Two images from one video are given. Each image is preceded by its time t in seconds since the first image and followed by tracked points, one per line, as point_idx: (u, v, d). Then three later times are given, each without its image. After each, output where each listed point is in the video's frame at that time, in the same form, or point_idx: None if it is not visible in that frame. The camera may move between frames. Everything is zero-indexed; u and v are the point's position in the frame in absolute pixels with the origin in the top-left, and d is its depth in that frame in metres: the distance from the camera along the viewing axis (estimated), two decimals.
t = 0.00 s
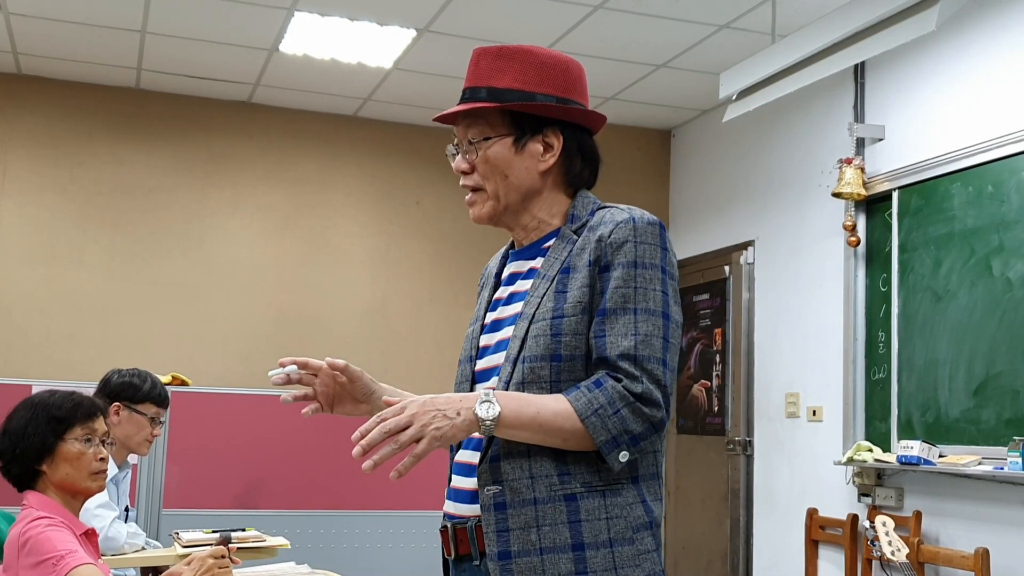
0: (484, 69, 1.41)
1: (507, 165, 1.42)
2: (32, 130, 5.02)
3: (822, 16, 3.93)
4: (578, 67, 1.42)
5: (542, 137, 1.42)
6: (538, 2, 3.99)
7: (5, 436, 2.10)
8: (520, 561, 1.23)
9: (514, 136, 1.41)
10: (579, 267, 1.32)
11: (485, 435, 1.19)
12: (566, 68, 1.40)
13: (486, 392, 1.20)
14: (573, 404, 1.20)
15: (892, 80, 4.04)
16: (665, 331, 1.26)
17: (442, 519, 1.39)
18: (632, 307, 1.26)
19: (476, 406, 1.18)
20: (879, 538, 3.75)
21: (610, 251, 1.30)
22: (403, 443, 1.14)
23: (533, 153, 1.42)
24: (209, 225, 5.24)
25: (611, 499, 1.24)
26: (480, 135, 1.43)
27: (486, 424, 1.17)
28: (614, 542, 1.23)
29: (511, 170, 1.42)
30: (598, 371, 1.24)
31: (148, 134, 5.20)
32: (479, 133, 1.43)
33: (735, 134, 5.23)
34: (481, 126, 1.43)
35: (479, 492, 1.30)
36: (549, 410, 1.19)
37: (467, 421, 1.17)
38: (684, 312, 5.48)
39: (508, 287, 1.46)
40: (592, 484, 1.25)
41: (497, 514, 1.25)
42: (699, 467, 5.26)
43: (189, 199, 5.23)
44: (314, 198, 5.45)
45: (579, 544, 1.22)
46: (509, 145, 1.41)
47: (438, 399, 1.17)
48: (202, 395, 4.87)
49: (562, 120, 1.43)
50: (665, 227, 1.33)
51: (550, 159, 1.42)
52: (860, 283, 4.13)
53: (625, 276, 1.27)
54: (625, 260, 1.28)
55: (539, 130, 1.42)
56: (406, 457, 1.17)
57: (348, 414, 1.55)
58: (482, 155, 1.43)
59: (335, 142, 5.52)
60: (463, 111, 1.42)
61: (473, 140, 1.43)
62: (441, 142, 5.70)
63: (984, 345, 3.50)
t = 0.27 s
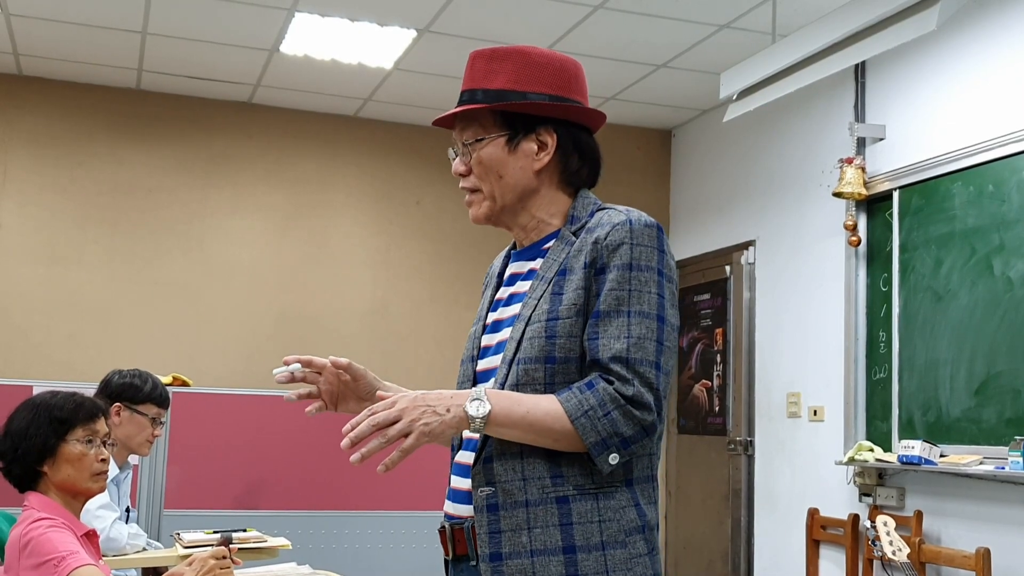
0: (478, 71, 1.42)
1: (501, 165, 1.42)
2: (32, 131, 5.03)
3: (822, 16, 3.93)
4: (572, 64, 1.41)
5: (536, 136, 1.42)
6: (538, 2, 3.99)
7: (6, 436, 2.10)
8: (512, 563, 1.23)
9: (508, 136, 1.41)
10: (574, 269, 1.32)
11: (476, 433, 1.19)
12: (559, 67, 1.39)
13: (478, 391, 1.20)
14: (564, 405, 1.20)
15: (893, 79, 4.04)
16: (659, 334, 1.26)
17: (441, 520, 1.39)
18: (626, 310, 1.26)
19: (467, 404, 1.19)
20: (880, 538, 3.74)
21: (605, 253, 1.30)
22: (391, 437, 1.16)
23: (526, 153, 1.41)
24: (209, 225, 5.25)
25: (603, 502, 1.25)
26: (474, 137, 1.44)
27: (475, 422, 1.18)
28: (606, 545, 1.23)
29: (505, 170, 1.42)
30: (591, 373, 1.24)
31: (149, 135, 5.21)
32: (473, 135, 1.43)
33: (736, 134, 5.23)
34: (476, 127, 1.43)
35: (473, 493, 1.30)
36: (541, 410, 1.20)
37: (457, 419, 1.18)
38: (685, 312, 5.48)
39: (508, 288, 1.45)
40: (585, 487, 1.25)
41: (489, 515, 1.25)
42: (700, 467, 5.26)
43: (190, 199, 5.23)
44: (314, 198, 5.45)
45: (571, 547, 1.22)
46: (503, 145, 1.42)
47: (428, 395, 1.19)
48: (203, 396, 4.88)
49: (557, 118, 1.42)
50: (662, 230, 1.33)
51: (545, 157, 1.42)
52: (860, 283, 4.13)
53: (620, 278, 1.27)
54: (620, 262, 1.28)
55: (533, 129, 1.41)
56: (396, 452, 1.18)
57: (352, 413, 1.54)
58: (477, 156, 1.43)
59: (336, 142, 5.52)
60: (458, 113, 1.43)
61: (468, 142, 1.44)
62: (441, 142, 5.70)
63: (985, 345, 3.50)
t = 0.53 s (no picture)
0: (484, 70, 1.41)
1: (507, 165, 1.41)
2: (31, 131, 5.02)
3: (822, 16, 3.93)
4: (578, 66, 1.41)
5: (543, 136, 1.42)
6: (538, 3, 3.99)
7: (6, 436, 2.10)
8: (509, 563, 1.23)
9: (515, 136, 1.41)
10: (576, 271, 1.32)
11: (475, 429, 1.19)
12: (566, 68, 1.40)
13: (478, 387, 1.20)
14: (564, 404, 1.20)
15: (893, 79, 4.04)
16: (659, 336, 1.26)
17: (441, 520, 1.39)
18: (627, 311, 1.25)
19: (467, 399, 1.19)
20: (879, 538, 3.75)
21: (607, 254, 1.30)
22: (390, 429, 1.15)
23: (533, 153, 1.41)
24: (209, 226, 5.24)
25: (602, 504, 1.25)
26: (480, 136, 1.42)
27: (474, 418, 1.18)
28: (604, 547, 1.23)
29: (511, 170, 1.41)
30: (592, 374, 1.24)
31: (148, 135, 5.20)
32: (479, 135, 1.42)
33: (736, 134, 5.24)
34: (481, 127, 1.42)
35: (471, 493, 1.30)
36: (540, 409, 1.20)
37: (457, 413, 1.18)
38: (684, 312, 5.48)
39: (509, 288, 1.46)
40: (584, 488, 1.25)
41: (488, 515, 1.25)
42: (699, 467, 5.26)
43: (189, 200, 5.23)
44: (314, 198, 5.45)
45: (569, 548, 1.22)
46: (509, 145, 1.41)
47: (429, 388, 1.18)
48: (202, 396, 4.87)
49: (563, 119, 1.43)
50: (665, 233, 1.33)
51: (551, 158, 1.42)
52: (860, 283, 4.13)
53: (622, 280, 1.27)
54: (622, 264, 1.28)
55: (540, 130, 1.41)
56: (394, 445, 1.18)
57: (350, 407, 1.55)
58: (483, 155, 1.42)
59: (335, 142, 5.52)
60: (463, 112, 1.42)
61: (473, 141, 1.43)
62: (441, 142, 5.70)
63: (985, 344, 3.50)
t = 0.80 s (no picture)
0: (499, 67, 1.40)
1: (523, 166, 1.41)
2: (32, 131, 5.03)
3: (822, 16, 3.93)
4: (585, 70, 1.44)
5: (556, 138, 1.42)
6: (538, 3, 3.99)
7: (6, 436, 2.10)
8: (511, 563, 1.23)
9: (531, 137, 1.41)
10: (577, 270, 1.32)
11: (476, 416, 1.20)
12: (577, 71, 1.42)
13: (481, 375, 1.21)
14: (565, 398, 1.20)
15: (892, 80, 4.04)
16: (659, 335, 1.26)
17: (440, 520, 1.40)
18: (627, 310, 1.26)
19: (469, 386, 1.19)
20: (879, 539, 3.75)
21: (608, 254, 1.30)
22: (391, 413, 1.15)
23: (547, 155, 1.42)
24: (209, 226, 5.25)
25: (604, 503, 1.25)
26: (495, 135, 1.41)
27: (477, 406, 1.18)
28: (605, 546, 1.23)
29: (527, 172, 1.41)
30: (592, 373, 1.24)
31: (148, 135, 5.21)
32: (495, 133, 1.41)
33: (735, 134, 5.24)
34: (497, 126, 1.41)
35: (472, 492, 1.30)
36: (540, 404, 1.20)
37: (458, 400, 1.18)
38: (684, 312, 5.48)
39: (510, 288, 1.46)
40: (585, 488, 1.25)
41: (489, 515, 1.25)
42: (699, 468, 5.26)
43: (189, 200, 5.23)
44: (314, 198, 5.45)
45: (570, 547, 1.22)
46: (525, 146, 1.41)
47: (431, 374, 1.18)
48: (203, 396, 4.88)
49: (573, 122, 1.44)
50: (665, 233, 1.33)
51: (563, 161, 1.43)
52: (860, 283, 4.13)
53: (622, 279, 1.27)
54: (622, 263, 1.28)
55: (554, 132, 1.42)
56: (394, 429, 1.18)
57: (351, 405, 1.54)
58: (499, 155, 1.41)
59: (335, 142, 5.52)
60: (478, 109, 1.40)
61: (487, 139, 1.41)
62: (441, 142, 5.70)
63: (985, 345, 3.50)
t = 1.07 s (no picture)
0: (493, 73, 1.39)
1: (519, 172, 1.41)
2: (31, 131, 5.02)
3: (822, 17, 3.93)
4: (584, 70, 1.43)
5: (554, 143, 1.42)
6: (538, 4, 3.99)
7: (6, 437, 2.10)
8: (513, 564, 1.23)
9: (527, 142, 1.40)
10: (580, 271, 1.32)
11: (477, 404, 1.19)
12: (575, 73, 1.41)
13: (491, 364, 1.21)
14: (566, 395, 1.20)
15: (893, 81, 4.04)
16: (660, 338, 1.26)
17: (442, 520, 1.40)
18: (629, 313, 1.26)
19: (477, 370, 1.19)
20: (880, 540, 3.75)
21: (611, 256, 1.30)
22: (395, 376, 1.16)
23: (544, 160, 1.41)
24: (209, 226, 5.24)
25: (605, 505, 1.25)
26: (491, 142, 1.41)
27: (479, 391, 1.18)
28: (607, 548, 1.23)
29: (523, 177, 1.41)
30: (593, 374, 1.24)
31: (148, 135, 5.20)
32: (491, 140, 1.41)
33: (736, 135, 5.24)
34: (492, 132, 1.41)
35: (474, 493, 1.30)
36: (541, 396, 1.19)
37: (462, 384, 1.18)
38: (685, 313, 5.48)
39: (513, 288, 1.46)
40: (587, 489, 1.25)
41: (491, 516, 1.25)
42: (699, 468, 5.26)
43: (189, 200, 5.23)
44: (314, 198, 5.45)
45: (572, 548, 1.22)
46: (522, 152, 1.40)
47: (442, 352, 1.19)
48: (203, 397, 4.87)
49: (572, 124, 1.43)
50: (668, 236, 1.33)
51: (561, 165, 1.42)
52: (860, 283, 4.13)
53: (625, 281, 1.27)
54: (625, 265, 1.28)
55: (551, 136, 1.42)
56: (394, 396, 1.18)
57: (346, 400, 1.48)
58: (495, 161, 1.41)
59: (335, 142, 5.52)
60: (473, 116, 1.40)
61: (483, 146, 1.41)
62: (441, 143, 5.70)
63: (985, 345, 3.50)
